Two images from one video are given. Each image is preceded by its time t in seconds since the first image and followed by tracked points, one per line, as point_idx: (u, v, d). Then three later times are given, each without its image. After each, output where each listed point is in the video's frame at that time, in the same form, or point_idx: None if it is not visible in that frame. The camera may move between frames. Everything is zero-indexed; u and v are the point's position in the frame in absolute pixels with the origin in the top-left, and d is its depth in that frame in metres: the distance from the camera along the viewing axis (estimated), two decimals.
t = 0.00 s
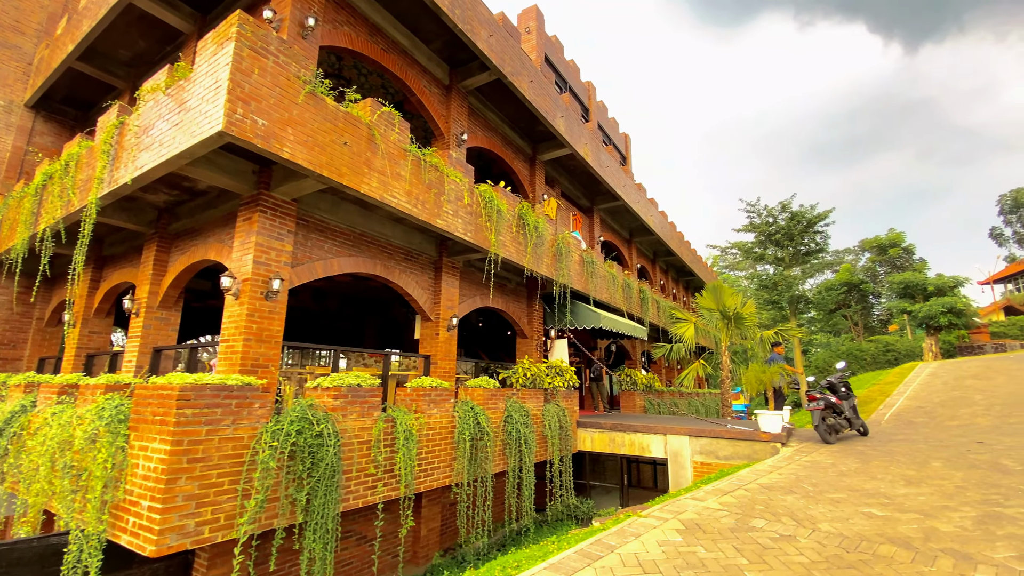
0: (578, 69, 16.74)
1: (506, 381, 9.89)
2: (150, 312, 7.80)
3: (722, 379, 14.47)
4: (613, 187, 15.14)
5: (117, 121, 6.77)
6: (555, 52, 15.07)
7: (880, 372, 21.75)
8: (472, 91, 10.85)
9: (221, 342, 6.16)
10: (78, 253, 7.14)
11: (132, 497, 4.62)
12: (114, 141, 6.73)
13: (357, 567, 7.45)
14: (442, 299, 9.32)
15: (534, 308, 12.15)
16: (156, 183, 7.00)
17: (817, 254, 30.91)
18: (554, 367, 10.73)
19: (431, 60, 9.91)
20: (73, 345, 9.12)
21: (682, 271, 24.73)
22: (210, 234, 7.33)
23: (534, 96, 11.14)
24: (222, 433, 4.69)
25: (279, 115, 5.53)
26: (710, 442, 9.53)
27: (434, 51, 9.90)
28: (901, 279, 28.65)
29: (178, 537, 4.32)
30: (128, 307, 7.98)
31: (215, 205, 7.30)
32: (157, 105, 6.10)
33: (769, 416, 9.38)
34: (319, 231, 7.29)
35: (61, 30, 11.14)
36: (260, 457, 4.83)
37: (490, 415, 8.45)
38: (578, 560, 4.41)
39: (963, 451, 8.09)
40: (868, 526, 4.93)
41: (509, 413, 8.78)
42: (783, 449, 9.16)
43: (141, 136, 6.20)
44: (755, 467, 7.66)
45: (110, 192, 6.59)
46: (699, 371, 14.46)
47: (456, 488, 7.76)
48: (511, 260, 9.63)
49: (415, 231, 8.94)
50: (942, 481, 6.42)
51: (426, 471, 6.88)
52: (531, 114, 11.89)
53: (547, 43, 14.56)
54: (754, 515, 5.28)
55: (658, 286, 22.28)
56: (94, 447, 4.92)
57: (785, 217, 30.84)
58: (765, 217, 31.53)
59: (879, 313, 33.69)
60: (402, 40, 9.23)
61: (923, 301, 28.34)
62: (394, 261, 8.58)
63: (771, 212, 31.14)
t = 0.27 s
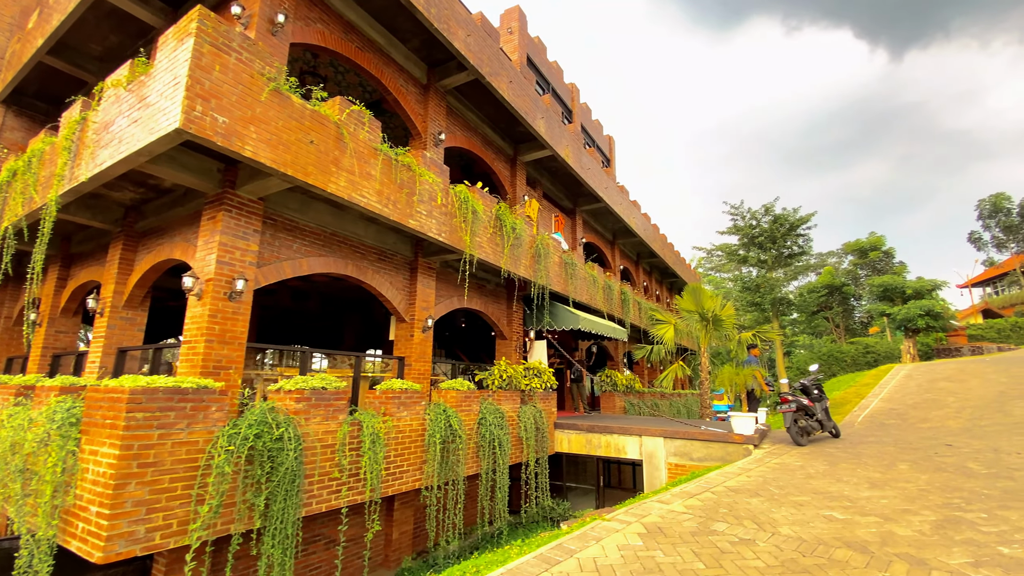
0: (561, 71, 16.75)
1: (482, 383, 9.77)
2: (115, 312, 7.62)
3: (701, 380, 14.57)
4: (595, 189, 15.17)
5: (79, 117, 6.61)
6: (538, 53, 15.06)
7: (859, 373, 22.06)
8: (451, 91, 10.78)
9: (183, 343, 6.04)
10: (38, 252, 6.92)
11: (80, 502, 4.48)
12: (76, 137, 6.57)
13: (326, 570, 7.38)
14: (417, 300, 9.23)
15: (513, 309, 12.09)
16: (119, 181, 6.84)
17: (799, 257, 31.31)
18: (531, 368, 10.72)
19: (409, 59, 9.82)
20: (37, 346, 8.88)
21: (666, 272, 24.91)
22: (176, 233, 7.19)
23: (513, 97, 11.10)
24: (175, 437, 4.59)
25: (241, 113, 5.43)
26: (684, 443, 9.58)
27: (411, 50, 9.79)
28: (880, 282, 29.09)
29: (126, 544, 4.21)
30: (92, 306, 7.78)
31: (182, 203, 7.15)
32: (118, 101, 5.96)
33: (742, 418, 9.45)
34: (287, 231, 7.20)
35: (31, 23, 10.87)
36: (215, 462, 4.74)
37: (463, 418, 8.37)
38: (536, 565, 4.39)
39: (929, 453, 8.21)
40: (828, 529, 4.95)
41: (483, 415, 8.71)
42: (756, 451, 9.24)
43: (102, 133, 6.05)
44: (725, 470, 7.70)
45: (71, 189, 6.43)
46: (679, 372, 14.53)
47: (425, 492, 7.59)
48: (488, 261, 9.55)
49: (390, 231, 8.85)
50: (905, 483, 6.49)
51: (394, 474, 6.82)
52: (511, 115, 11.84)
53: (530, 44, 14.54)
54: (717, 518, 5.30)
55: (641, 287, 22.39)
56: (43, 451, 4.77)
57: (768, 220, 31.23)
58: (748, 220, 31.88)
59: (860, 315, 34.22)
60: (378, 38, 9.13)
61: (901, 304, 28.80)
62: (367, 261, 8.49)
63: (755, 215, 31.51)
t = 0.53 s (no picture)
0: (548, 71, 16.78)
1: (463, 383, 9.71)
2: (88, 311, 7.52)
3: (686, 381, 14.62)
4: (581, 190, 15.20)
5: (50, 113, 6.52)
6: (525, 53, 15.07)
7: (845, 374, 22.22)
8: (434, 90, 10.76)
9: (152, 342, 5.98)
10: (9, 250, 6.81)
11: (38, 503, 4.40)
12: (47, 134, 6.48)
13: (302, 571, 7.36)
14: (396, 300, 9.19)
15: (498, 309, 12.05)
16: (91, 179, 6.76)
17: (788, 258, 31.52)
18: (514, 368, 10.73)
19: (390, 57, 9.79)
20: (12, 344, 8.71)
21: (655, 273, 25.02)
22: (150, 231, 7.11)
23: (497, 97, 11.10)
24: (137, 436, 4.53)
25: (210, 110, 5.39)
26: (664, 444, 9.61)
27: (393, 49, 9.76)
28: (868, 284, 29.32)
29: (85, 544, 4.15)
30: (66, 306, 7.66)
31: (155, 201, 7.08)
32: (87, 97, 5.89)
33: (722, 419, 9.49)
34: (262, 230, 7.16)
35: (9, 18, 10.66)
36: (178, 462, 4.68)
37: (441, 419, 8.33)
38: (500, 566, 4.39)
39: (904, 453, 8.27)
40: (794, 529, 4.96)
41: (462, 416, 8.66)
42: (735, 451, 9.29)
43: (72, 130, 5.98)
44: (702, 470, 7.72)
45: (42, 187, 6.34)
46: (664, 373, 14.56)
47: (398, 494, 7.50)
48: (469, 261, 9.51)
49: (369, 231, 8.82)
50: (876, 483, 6.52)
51: (368, 475, 6.78)
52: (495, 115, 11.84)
53: (516, 44, 14.55)
54: (686, 519, 5.30)
55: (630, 288, 22.47)
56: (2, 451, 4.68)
57: (757, 221, 31.46)
58: (738, 222, 32.07)
59: (848, 316, 34.46)
60: (359, 36, 9.10)
61: (888, 305, 29.04)
62: (345, 260, 8.46)
63: (744, 216, 31.73)
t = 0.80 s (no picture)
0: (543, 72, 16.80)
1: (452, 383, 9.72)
2: (78, 312, 7.58)
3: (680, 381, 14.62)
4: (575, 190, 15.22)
5: (37, 117, 6.58)
6: (519, 54, 15.09)
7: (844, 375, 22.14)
8: (424, 91, 10.79)
9: (136, 343, 6.05)
10: None
11: (14, 503, 4.44)
12: (34, 138, 6.55)
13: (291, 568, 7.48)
14: (385, 301, 9.23)
15: (490, 310, 12.06)
16: (79, 181, 6.83)
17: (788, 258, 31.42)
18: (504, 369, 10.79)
19: (379, 59, 9.83)
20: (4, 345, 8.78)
21: (653, 273, 25.02)
22: (137, 233, 7.18)
23: (487, 98, 11.12)
24: (114, 436, 4.59)
25: (190, 114, 5.44)
26: (653, 444, 9.64)
27: (382, 51, 9.80)
28: (868, 283, 29.19)
29: (61, 543, 4.20)
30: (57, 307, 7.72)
31: (142, 203, 7.14)
32: (71, 101, 5.94)
33: (710, 419, 9.50)
34: (247, 231, 7.23)
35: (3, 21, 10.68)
36: (155, 462, 4.73)
37: (428, 419, 8.35)
38: (470, 565, 4.41)
39: (891, 454, 8.24)
40: (769, 530, 4.95)
41: (450, 416, 8.68)
42: (723, 451, 9.30)
43: (57, 133, 6.04)
44: (686, 470, 7.74)
45: (29, 190, 6.42)
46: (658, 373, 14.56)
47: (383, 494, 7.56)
48: (458, 262, 9.54)
49: (357, 232, 8.87)
50: (858, 484, 6.51)
51: (351, 475, 6.83)
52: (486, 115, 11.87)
53: (510, 45, 14.57)
54: (662, 520, 5.30)
55: (627, 288, 22.48)
56: None
57: (757, 221, 31.38)
58: (738, 221, 31.99)
59: (850, 316, 34.31)
60: (347, 38, 9.14)
61: (889, 305, 28.88)
62: (333, 261, 8.51)
63: (744, 216, 31.67)
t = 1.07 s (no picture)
0: (549, 71, 16.76)
1: (454, 384, 9.75)
2: (86, 316, 7.80)
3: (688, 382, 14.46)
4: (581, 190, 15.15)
5: (42, 127, 6.78)
6: (523, 54, 15.07)
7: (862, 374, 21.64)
8: (425, 94, 10.84)
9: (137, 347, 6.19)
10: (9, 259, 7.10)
11: (14, 503, 4.59)
12: (40, 147, 6.74)
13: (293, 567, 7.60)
14: (386, 303, 9.29)
15: (494, 311, 12.08)
16: (85, 189, 7.03)
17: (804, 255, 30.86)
18: (507, 370, 10.80)
19: (380, 63, 9.90)
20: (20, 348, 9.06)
21: (665, 272, 24.79)
22: (141, 239, 7.36)
23: (489, 99, 11.13)
24: (110, 439, 4.72)
25: (185, 122, 5.56)
26: (656, 446, 9.55)
27: (383, 55, 9.86)
28: (887, 281, 28.49)
29: (57, 542, 4.33)
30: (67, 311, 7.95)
31: (146, 209, 7.31)
32: (72, 111, 6.11)
33: (714, 421, 9.38)
34: (247, 236, 7.35)
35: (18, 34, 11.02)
36: (149, 464, 4.85)
37: (428, 421, 8.39)
38: (455, 568, 4.42)
39: (900, 457, 8.03)
40: (761, 535, 4.87)
41: (450, 418, 8.70)
42: (728, 453, 9.16)
43: (60, 143, 6.22)
44: (686, 473, 7.65)
45: (35, 198, 6.61)
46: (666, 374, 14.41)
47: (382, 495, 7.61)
48: (458, 263, 9.57)
49: (357, 235, 8.95)
50: (860, 488, 6.36)
51: (349, 476, 6.90)
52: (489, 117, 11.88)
53: (514, 46, 14.56)
54: (653, 523, 5.25)
55: (637, 287, 22.31)
56: None
57: (772, 218, 30.85)
58: (752, 218, 31.51)
59: (869, 314, 33.52)
60: (347, 43, 9.23)
61: (909, 302, 28.14)
62: (334, 264, 8.61)
63: (759, 212, 31.16)
